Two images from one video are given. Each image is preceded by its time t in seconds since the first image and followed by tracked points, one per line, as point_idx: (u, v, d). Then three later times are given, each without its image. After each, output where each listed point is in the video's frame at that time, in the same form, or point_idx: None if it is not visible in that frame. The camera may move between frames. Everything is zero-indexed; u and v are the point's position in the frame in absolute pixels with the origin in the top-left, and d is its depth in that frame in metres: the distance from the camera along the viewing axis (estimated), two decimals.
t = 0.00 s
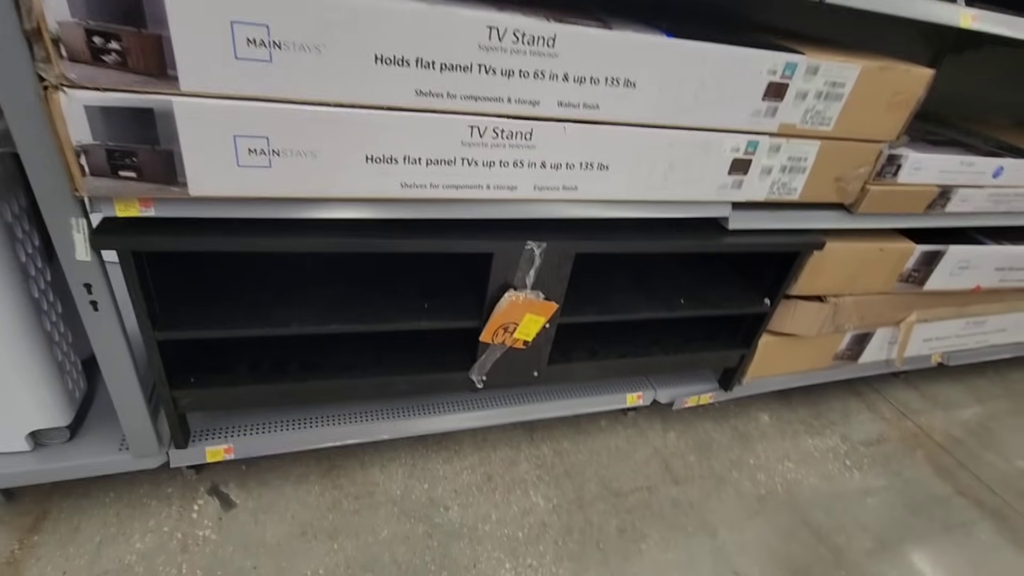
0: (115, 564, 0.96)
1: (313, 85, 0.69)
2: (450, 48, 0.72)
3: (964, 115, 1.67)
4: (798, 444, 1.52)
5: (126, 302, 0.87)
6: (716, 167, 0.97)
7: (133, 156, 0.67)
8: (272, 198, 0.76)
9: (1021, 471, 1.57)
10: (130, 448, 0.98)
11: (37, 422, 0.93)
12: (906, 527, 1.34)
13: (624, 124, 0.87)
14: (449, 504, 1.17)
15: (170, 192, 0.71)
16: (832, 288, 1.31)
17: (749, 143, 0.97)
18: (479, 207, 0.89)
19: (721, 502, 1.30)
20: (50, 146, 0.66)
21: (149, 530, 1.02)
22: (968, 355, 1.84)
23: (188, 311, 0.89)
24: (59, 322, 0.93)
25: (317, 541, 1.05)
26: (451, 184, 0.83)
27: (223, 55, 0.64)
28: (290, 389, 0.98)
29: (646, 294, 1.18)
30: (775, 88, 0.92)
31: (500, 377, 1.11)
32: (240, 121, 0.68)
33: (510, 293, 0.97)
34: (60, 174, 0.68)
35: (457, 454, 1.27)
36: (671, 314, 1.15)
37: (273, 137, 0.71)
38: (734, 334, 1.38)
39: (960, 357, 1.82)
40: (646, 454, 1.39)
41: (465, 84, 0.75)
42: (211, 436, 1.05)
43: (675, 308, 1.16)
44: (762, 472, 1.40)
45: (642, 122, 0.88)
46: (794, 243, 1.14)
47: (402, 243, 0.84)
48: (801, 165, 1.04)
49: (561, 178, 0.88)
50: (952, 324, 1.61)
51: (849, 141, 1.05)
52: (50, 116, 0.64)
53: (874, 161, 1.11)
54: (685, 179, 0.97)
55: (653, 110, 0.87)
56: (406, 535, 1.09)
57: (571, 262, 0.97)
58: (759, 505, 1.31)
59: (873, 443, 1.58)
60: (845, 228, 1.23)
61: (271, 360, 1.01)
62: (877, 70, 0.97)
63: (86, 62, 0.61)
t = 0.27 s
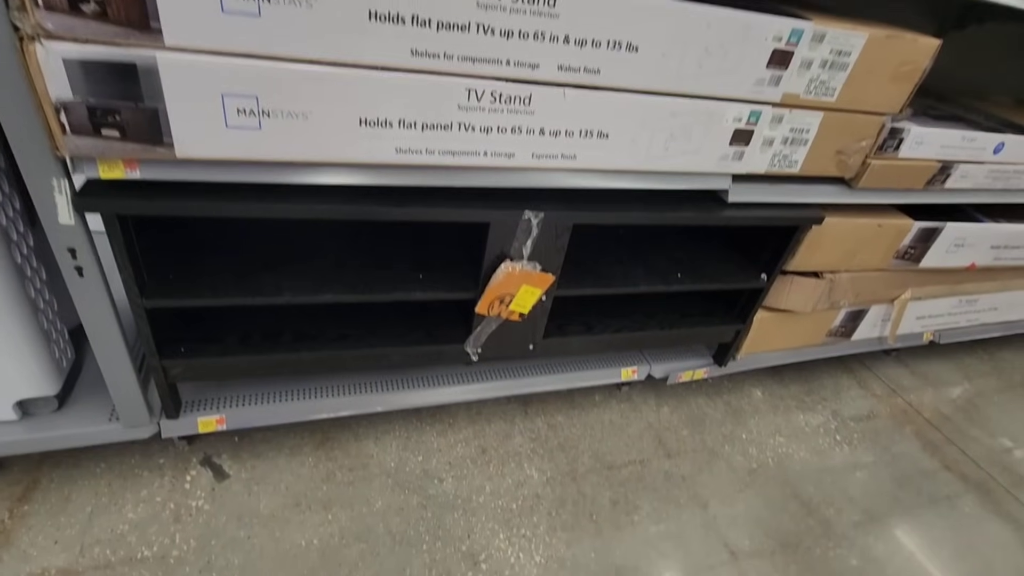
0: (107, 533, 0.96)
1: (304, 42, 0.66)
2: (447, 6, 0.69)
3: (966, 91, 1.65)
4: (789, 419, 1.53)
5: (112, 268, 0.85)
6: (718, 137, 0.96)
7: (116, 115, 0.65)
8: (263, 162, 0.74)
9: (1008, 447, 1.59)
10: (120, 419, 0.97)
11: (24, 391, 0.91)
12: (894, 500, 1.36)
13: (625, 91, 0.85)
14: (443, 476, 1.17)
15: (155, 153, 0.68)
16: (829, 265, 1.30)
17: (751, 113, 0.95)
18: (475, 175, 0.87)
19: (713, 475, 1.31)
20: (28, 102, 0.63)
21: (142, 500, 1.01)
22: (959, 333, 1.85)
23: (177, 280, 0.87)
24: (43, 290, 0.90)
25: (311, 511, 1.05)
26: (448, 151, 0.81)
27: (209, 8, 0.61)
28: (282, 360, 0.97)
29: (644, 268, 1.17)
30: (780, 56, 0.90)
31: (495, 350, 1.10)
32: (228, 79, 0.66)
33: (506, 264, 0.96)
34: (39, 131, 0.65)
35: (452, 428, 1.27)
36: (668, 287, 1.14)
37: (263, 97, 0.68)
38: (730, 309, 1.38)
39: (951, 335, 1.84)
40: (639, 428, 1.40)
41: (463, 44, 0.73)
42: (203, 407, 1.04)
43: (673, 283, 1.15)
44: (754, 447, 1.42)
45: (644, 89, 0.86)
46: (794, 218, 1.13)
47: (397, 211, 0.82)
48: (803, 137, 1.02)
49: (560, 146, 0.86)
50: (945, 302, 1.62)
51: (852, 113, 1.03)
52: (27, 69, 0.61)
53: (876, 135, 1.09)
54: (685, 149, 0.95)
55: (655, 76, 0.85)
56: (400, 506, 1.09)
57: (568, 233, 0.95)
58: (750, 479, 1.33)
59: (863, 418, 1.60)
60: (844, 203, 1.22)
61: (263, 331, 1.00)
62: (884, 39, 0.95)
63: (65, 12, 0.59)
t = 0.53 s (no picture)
0: (100, 521, 0.95)
1: (297, 17, 0.65)
2: None
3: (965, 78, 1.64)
4: (786, 406, 1.53)
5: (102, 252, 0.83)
6: (718, 121, 0.94)
7: (104, 91, 0.62)
8: (256, 142, 0.72)
9: (1002, 433, 1.60)
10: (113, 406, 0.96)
11: (13, 378, 0.89)
12: (889, 486, 1.37)
13: (625, 72, 0.83)
14: (441, 463, 1.16)
15: (145, 132, 0.67)
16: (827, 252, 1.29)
17: (752, 97, 0.94)
18: (473, 158, 0.86)
19: (711, 462, 1.31)
20: (12, 77, 0.61)
21: (135, 488, 1.00)
22: (954, 321, 1.86)
23: (169, 264, 0.85)
24: (32, 275, 0.88)
25: (307, 499, 1.05)
26: (445, 132, 0.79)
27: None
28: (276, 346, 0.96)
29: (642, 254, 1.16)
30: (781, 38, 0.89)
31: (493, 337, 1.09)
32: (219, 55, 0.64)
33: (504, 249, 0.94)
34: (24, 108, 0.63)
35: (448, 415, 1.27)
36: (666, 274, 1.13)
37: (255, 75, 0.66)
38: (728, 296, 1.37)
39: (946, 323, 1.84)
40: (636, 416, 1.39)
41: (460, 21, 0.71)
42: (197, 394, 1.03)
43: (672, 269, 1.14)
44: (751, 434, 1.42)
45: (644, 70, 0.84)
46: (793, 204, 1.12)
47: (393, 194, 0.81)
48: (803, 121, 1.01)
49: (559, 128, 0.85)
50: (942, 290, 1.62)
51: (853, 97, 1.02)
52: (9, 43, 0.58)
53: (876, 119, 1.08)
54: (685, 133, 0.94)
55: (656, 57, 0.83)
56: (397, 493, 1.09)
57: (567, 218, 0.94)
58: (747, 465, 1.33)
59: (859, 406, 1.60)
60: (843, 189, 1.22)
61: (257, 317, 0.98)
62: (886, 20, 0.94)
63: None
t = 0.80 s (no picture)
0: (102, 515, 0.95)
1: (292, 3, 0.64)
2: None
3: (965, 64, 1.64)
4: (786, 395, 1.54)
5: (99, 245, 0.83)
6: (717, 107, 0.94)
7: (97, 81, 0.62)
8: (253, 131, 0.72)
9: (1001, 420, 1.60)
10: (113, 399, 0.95)
11: (13, 372, 0.89)
12: (889, 473, 1.37)
13: (623, 58, 0.83)
14: (442, 454, 1.16)
15: (140, 122, 0.66)
16: (827, 240, 1.29)
17: (751, 83, 0.93)
18: (471, 147, 0.85)
19: (711, 451, 1.32)
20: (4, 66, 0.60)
21: (137, 481, 1.00)
22: (954, 309, 1.86)
23: (167, 256, 0.85)
24: (29, 268, 0.88)
25: (309, 491, 1.05)
26: (443, 120, 0.79)
27: None
28: (276, 338, 0.95)
29: (642, 244, 1.16)
30: (781, 22, 0.88)
31: (492, 327, 1.09)
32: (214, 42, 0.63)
33: (503, 238, 0.94)
34: (17, 98, 0.62)
35: (449, 407, 1.27)
36: (666, 262, 1.13)
37: (251, 63, 0.66)
38: (728, 285, 1.37)
39: (946, 311, 1.84)
40: (637, 405, 1.39)
41: (457, 7, 0.70)
42: (198, 387, 1.03)
43: (672, 258, 1.14)
44: (751, 422, 1.42)
45: (643, 56, 0.84)
46: (792, 191, 1.12)
47: (392, 183, 0.80)
48: (803, 107, 1.01)
49: (557, 116, 0.84)
50: (941, 277, 1.62)
51: (853, 83, 1.02)
52: None
53: (876, 105, 1.08)
54: (685, 120, 0.93)
55: (655, 43, 0.83)
56: (399, 484, 1.09)
57: (566, 206, 0.94)
58: (747, 454, 1.33)
59: (859, 394, 1.61)
60: (843, 177, 1.21)
61: (257, 309, 0.98)
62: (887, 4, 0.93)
63: None
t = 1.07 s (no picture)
0: (93, 511, 0.94)
1: None
2: None
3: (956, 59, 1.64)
4: (779, 388, 1.54)
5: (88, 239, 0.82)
6: (709, 100, 0.94)
7: (85, 70, 0.61)
8: (243, 123, 0.71)
9: (991, 412, 1.62)
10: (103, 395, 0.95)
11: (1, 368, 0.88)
12: (882, 465, 1.38)
13: (616, 50, 0.82)
14: (436, 448, 1.16)
15: (127, 112, 0.66)
16: (819, 233, 1.29)
17: (744, 75, 0.93)
18: (464, 139, 0.85)
19: (705, 444, 1.32)
20: None
21: (128, 477, 1.00)
22: (945, 302, 1.87)
23: (157, 250, 0.84)
24: (17, 262, 0.87)
25: (303, 486, 1.04)
26: (435, 112, 0.78)
27: None
28: (268, 333, 0.95)
29: (636, 237, 1.16)
30: (773, 14, 0.88)
31: (486, 321, 1.09)
32: (202, 32, 0.63)
33: (497, 231, 0.94)
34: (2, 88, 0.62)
35: (443, 401, 1.26)
36: (660, 256, 1.13)
37: (240, 53, 0.65)
38: (721, 279, 1.37)
39: (937, 304, 1.85)
40: (631, 400, 1.40)
41: None
42: (189, 383, 1.02)
43: (665, 251, 1.14)
44: (745, 416, 1.43)
45: (635, 48, 0.83)
46: (785, 184, 1.12)
47: (383, 176, 0.80)
48: (795, 100, 1.01)
49: (550, 108, 0.84)
50: (932, 271, 1.63)
51: (845, 76, 1.02)
52: None
53: (868, 98, 1.08)
54: (677, 112, 0.93)
55: (647, 34, 0.82)
56: (393, 478, 1.09)
57: (559, 199, 0.93)
58: (741, 447, 1.34)
59: (851, 387, 1.62)
60: (835, 170, 1.22)
61: (248, 304, 0.97)
62: None
63: None
